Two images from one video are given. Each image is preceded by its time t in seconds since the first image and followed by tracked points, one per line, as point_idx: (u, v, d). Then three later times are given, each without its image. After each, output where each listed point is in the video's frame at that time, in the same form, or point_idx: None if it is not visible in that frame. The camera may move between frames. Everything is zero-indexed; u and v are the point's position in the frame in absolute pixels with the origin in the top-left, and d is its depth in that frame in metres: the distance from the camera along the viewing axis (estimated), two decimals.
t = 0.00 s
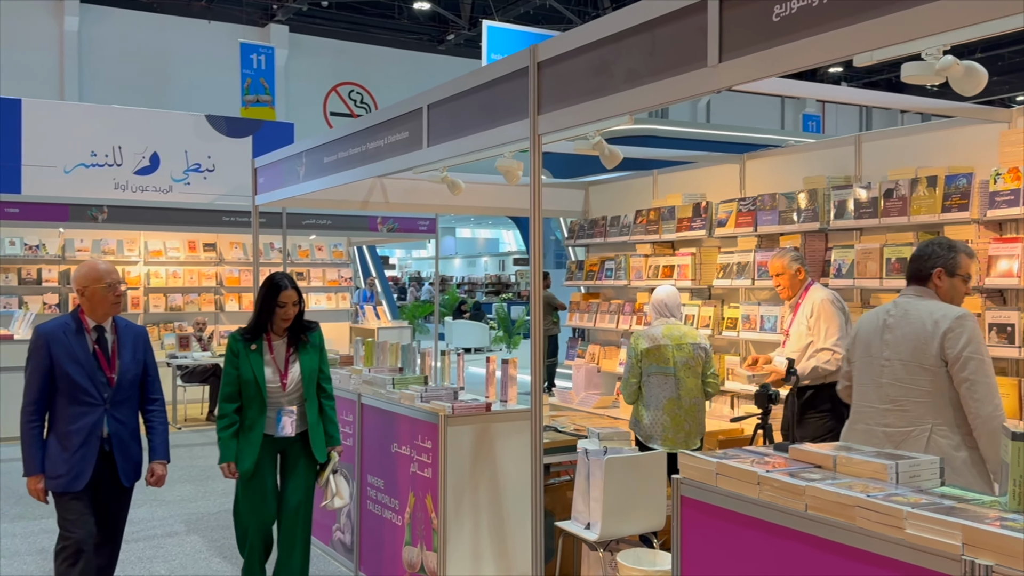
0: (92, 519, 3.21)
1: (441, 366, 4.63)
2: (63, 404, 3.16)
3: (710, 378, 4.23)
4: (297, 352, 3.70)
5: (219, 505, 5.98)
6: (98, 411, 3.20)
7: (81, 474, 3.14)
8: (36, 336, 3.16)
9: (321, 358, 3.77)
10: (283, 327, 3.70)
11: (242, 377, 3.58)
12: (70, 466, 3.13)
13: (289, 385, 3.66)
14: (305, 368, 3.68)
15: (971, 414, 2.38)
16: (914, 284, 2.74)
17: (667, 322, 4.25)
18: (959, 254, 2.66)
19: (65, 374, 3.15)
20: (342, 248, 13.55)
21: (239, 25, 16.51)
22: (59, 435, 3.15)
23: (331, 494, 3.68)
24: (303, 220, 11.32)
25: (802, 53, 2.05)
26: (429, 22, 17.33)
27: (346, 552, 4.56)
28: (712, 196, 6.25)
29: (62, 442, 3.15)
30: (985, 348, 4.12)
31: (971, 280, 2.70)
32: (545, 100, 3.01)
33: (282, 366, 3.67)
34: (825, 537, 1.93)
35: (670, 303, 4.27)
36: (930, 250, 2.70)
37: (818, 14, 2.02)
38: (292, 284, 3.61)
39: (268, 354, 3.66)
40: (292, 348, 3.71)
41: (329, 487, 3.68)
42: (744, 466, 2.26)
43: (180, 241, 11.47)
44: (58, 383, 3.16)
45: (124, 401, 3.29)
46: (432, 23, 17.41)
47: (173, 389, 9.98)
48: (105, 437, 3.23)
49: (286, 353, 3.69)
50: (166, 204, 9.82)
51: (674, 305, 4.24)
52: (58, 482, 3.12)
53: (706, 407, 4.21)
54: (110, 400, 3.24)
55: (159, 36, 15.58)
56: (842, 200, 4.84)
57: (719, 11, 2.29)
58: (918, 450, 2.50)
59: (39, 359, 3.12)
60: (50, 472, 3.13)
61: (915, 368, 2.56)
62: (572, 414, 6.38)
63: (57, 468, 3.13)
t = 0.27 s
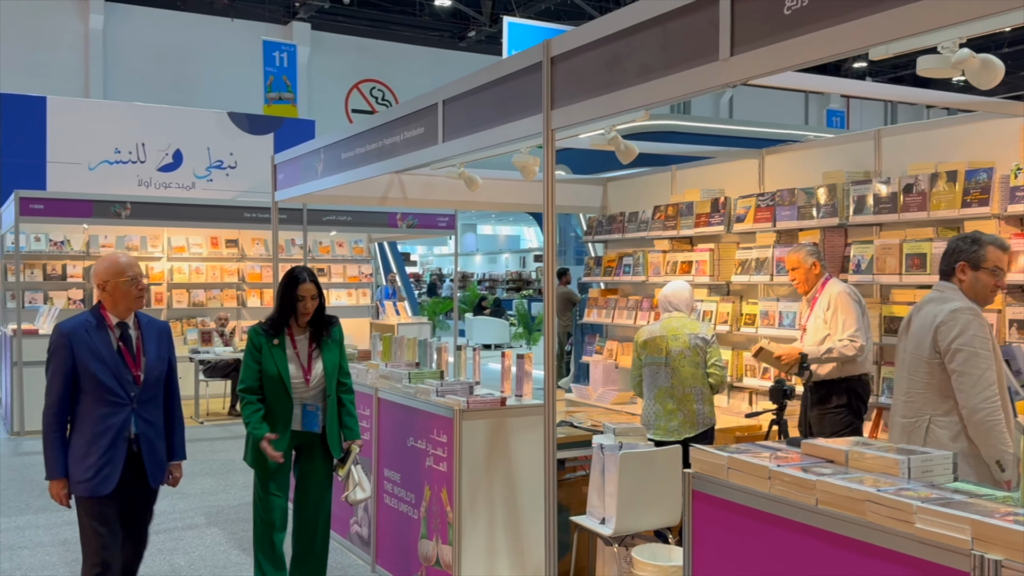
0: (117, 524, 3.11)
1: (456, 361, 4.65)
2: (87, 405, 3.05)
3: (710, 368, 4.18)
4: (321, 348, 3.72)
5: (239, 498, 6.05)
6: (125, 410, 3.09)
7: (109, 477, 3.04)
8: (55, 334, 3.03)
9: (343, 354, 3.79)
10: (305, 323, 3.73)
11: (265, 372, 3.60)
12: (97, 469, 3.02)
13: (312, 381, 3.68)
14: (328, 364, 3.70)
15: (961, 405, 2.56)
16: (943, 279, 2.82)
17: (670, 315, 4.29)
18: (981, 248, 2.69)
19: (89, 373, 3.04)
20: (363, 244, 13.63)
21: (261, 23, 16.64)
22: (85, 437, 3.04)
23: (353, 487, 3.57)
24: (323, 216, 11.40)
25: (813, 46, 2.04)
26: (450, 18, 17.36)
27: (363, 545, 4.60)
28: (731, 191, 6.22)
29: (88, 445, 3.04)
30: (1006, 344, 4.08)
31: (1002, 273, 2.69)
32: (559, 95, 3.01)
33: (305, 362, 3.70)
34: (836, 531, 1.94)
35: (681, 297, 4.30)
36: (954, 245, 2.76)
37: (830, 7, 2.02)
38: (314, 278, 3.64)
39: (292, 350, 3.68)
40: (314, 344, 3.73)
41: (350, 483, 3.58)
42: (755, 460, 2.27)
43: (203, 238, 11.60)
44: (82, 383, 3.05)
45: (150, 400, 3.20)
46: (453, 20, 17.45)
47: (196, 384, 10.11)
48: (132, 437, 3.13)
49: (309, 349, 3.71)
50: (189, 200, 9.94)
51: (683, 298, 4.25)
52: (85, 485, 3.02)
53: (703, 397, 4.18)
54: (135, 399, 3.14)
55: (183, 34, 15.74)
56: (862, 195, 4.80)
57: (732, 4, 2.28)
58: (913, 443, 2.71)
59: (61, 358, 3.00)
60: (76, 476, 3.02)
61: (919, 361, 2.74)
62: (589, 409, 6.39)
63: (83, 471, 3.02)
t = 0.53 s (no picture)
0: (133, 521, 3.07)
1: (469, 357, 4.67)
2: (108, 403, 2.98)
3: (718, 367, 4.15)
4: (330, 343, 3.72)
5: (255, 492, 6.11)
6: (149, 406, 3.02)
7: (133, 476, 2.98)
8: (74, 330, 2.95)
9: (350, 352, 3.78)
10: (311, 318, 3.74)
11: (277, 368, 3.58)
12: (121, 468, 2.96)
13: (322, 379, 3.66)
14: (338, 360, 3.70)
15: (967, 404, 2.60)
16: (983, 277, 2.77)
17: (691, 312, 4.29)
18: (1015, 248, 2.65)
19: (111, 369, 2.97)
20: (378, 241, 13.67)
21: (278, 21, 16.72)
22: (107, 435, 2.98)
23: (356, 493, 3.65)
24: (339, 213, 11.45)
25: (823, 40, 2.04)
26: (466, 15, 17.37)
27: (378, 539, 4.62)
28: (746, 187, 6.19)
29: (110, 443, 2.97)
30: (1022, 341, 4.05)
31: None
32: (571, 90, 3.01)
33: (315, 359, 3.68)
34: (845, 526, 1.95)
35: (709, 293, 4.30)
36: (990, 244, 2.73)
37: None
38: (307, 269, 3.66)
39: (303, 345, 3.68)
40: (322, 341, 3.73)
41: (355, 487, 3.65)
42: (765, 455, 2.27)
43: (220, 234, 11.69)
44: (103, 380, 2.97)
45: (172, 396, 3.12)
46: (469, 17, 17.47)
47: (213, 380, 10.19)
48: (156, 434, 3.05)
49: (318, 346, 3.71)
50: (206, 197, 10.02)
51: (706, 295, 4.24)
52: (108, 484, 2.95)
53: (710, 397, 4.14)
54: (158, 395, 3.07)
55: (200, 32, 15.85)
56: (878, 190, 4.76)
57: None
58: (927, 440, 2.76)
59: (82, 354, 2.92)
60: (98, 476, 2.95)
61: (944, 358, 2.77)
62: (604, 406, 6.38)
63: (106, 470, 2.96)
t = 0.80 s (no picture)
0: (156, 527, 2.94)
1: (480, 352, 4.68)
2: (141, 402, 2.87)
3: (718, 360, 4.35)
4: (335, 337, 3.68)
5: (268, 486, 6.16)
6: (182, 407, 2.92)
7: (165, 479, 2.87)
8: (108, 327, 2.83)
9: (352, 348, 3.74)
10: (313, 312, 3.68)
11: (287, 363, 3.51)
12: (153, 470, 2.85)
13: (330, 375, 3.61)
14: (345, 354, 3.66)
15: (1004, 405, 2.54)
16: None
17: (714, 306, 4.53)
18: None
19: (146, 368, 2.86)
20: (392, 237, 13.71)
21: (293, 18, 16.79)
22: (139, 436, 2.86)
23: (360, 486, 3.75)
24: (352, 209, 11.49)
25: (833, 32, 2.04)
26: (479, 11, 17.37)
27: (390, 533, 4.64)
28: (759, 182, 6.16)
29: (141, 444, 2.86)
30: None
31: None
32: (581, 84, 3.01)
33: (322, 353, 3.63)
34: (855, 519, 1.94)
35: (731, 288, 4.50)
36: None
37: None
38: (312, 263, 3.63)
39: (310, 339, 3.63)
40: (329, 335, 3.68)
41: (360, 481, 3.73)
42: (774, 448, 2.26)
43: (234, 231, 11.77)
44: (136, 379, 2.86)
45: (205, 396, 3.02)
46: (482, 13, 17.46)
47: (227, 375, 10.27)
48: (188, 436, 2.95)
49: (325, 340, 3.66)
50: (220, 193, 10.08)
51: (723, 292, 4.44)
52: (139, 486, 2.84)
53: (708, 388, 4.36)
54: (191, 396, 2.96)
55: (215, 30, 15.94)
56: (891, 184, 4.73)
57: None
58: (950, 436, 2.76)
59: (116, 352, 2.80)
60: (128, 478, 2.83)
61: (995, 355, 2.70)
62: (615, 401, 6.39)
63: (137, 471, 2.85)
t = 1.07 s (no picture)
0: (204, 527, 2.88)
1: (487, 348, 4.68)
2: (180, 396, 2.78)
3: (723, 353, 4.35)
4: (348, 334, 3.66)
5: (277, 481, 6.19)
6: (221, 402, 2.85)
7: (202, 476, 2.80)
8: (149, 318, 2.74)
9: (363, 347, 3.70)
10: (328, 307, 3.65)
11: (303, 358, 3.48)
12: (190, 467, 2.77)
13: (342, 372, 3.60)
14: (359, 352, 3.65)
15: None
16: None
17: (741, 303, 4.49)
18: None
19: (187, 362, 2.79)
20: (400, 233, 13.73)
21: (301, 15, 16.82)
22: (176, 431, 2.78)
23: (369, 480, 3.73)
24: (361, 205, 11.51)
25: (838, 24, 2.03)
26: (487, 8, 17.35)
27: (397, 528, 4.66)
28: (766, 176, 6.14)
29: (178, 439, 2.78)
30: None
31: None
32: (586, 79, 3.01)
33: (335, 350, 3.61)
34: (859, 512, 1.95)
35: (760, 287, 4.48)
36: None
37: None
38: (332, 259, 3.59)
39: (324, 335, 3.60)
40: (342, 331, 3.65)
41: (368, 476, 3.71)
42: (780, 442, 2.26)
43: (243, 227, 11.83)
44: (176, 372, 2.78)
45: (240, 392, 2.97)
46: (491, 9, 17.45)
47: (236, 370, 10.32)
48: (224, 432, 2.89)
49: (338, 337, 3.63)
50: (229, 190, 10.13)
51: (745, 290, 4.42)
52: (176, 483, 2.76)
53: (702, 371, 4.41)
54: (228, 391, 2.90)
55: (224, 27, 15.99)
56: (899, 178, 4.71)
57: None
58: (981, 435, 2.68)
59: (159, 344, 2.72)
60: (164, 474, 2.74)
61: None
62: (622, 396, 6.40)
63: (174, 466, 2.76)
